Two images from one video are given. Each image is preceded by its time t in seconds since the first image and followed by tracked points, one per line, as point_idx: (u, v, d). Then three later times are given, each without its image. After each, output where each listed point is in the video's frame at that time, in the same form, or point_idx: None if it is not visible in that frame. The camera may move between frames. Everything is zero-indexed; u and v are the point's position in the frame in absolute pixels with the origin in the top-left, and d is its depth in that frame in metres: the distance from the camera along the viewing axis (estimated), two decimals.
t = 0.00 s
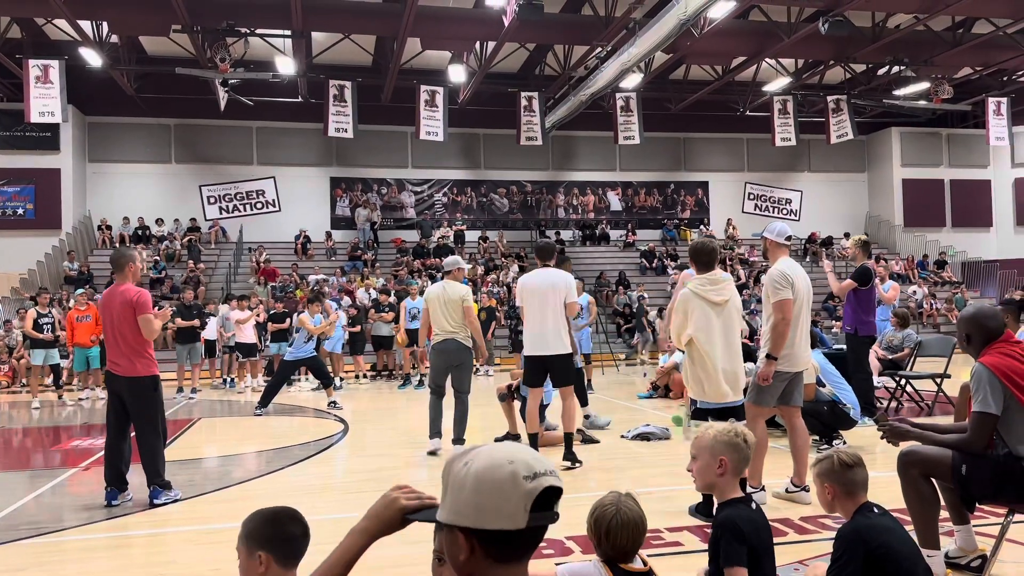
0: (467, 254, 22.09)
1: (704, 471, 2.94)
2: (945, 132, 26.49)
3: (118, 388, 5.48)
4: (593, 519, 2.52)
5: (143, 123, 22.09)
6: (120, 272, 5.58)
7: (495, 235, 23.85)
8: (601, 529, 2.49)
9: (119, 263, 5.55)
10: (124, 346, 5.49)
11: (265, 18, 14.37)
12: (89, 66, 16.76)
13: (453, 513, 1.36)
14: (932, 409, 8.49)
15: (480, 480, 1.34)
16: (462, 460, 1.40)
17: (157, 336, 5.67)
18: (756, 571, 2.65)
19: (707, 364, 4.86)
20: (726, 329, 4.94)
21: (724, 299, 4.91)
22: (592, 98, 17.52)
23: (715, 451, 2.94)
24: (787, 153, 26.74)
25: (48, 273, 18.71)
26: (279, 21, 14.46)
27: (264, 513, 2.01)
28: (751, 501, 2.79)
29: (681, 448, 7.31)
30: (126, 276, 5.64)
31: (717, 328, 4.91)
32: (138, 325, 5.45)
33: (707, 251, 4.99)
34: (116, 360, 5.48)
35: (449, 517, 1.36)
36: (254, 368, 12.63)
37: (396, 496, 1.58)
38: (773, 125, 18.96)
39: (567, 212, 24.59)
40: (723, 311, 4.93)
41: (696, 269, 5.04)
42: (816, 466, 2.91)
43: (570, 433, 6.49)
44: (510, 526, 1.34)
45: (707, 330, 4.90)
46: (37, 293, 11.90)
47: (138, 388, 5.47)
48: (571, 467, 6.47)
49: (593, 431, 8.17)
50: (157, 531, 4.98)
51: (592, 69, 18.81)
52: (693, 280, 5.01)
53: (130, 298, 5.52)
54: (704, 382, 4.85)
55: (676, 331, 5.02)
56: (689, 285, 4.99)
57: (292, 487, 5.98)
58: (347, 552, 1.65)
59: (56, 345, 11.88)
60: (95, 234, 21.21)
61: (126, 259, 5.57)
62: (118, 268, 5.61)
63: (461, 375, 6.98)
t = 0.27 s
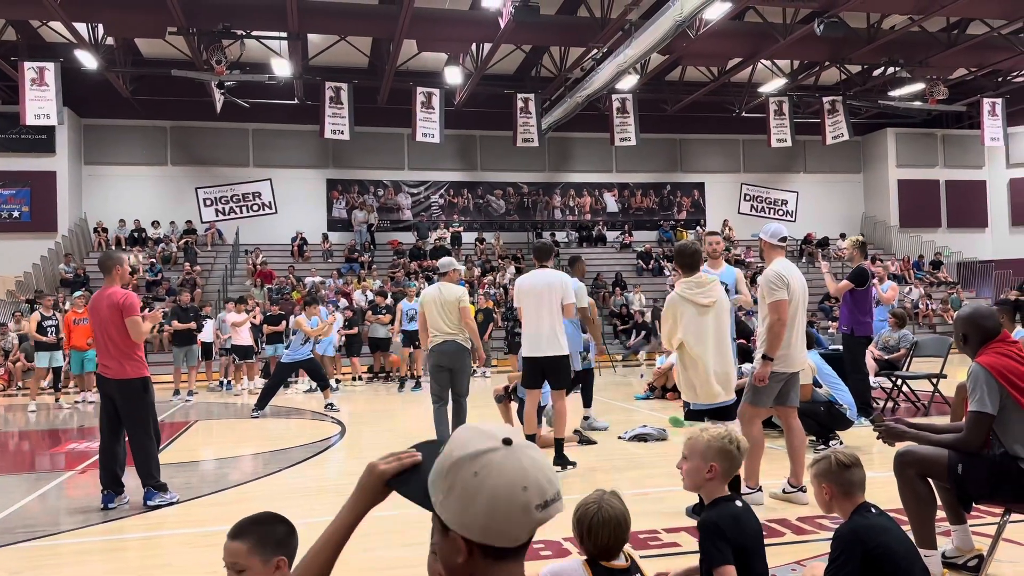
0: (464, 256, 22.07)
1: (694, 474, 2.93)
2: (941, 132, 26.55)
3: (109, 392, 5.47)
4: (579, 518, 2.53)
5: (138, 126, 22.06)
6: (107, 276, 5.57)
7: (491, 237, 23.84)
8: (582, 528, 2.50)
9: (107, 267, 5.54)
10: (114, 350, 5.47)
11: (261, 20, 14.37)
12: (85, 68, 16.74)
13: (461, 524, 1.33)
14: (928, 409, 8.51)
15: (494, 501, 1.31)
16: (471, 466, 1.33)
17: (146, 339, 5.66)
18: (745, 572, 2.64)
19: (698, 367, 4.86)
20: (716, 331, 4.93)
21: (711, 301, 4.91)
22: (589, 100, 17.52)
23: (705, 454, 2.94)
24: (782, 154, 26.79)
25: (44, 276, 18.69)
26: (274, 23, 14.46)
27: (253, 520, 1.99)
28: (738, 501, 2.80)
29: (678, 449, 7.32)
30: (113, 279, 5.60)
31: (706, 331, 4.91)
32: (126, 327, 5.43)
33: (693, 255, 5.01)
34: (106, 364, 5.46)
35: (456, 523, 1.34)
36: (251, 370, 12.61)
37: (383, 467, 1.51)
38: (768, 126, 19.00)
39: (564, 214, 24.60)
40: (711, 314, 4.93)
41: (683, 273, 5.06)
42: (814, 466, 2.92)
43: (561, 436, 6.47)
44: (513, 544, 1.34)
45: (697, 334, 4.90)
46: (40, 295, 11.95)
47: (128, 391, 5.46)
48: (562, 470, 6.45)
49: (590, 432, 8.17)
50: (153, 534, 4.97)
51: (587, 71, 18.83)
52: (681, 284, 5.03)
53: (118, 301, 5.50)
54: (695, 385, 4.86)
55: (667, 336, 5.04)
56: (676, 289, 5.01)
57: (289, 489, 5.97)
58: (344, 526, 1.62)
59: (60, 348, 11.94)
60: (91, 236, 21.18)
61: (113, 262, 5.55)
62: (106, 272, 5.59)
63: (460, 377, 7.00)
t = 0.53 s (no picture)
0: (461, 257, 22.07)
1: (689, 477, 2.91)
2: (938, 133, 26.59)
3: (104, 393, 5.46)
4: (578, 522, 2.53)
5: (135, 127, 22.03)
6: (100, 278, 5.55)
7: (489, 238, 23.84)
8: (585, 529, 2.50)
9: (99, 268, 5.52)
10: (108, 351, 5.46)
11: (257, 22, 14.35)
12: (82, 69, 16.71)
13: (469, 504, 1.27)
14: (926, 409, 8.52)
15: (505, 482, 1.26)
16: (482, 445, 1.26)
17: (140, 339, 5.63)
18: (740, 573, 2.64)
19: (693, 368, 4.87)
20: (712, 331, 4.94)
21: (707, 303, 4.91)
22: (586, 100, 17.50)
23: (699, 457, 2.92)
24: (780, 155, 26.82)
25: (41, 278, 18.69)
26: (271, 24, 14.44)
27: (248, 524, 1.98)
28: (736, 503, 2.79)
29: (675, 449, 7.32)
30: (106, 281, 5.61)
31: (702, 332, 4.91)
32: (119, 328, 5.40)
33: (690, 255, 5.01)
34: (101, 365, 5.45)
35: (463, 503, 1.27)
36: (248, 372, 12.60)
37: (369, 445, 1.39)
38: (766, 127, 19.02)
39: (562, 214, 24.60)
40: (707, 315, 4.92)
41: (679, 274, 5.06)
42: (812, 466, 2.93)
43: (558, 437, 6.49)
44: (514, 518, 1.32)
45: (693, 335, 4.90)
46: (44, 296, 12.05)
47: (123, 393, 5.45)
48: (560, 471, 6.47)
49: (588, 434, 8.17)
50: (150, 536, 4.96)
51: (584, 72, 18.84)
52: (677, 285, 5.03)
53: (109, 302, 5.47)
54: (691, 386, 4.87)
55: (663, 336, 5.05)
56: (672, 290, 5.01)
57: (286, 491, 5.96)
58: (334, 514, 1.45)
59: (63, 348, 12.00)
60: (88, 238, 21.14)
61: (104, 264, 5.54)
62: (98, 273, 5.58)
63: (461, 378, 7.00)
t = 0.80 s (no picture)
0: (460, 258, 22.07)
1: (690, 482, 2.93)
2: (936, 133, 26.62)
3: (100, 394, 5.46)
4: (576, 523, 2.53)
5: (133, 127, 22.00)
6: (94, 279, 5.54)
7: (487, 239, 23.84)
8: (585, 528, 2.50)
9: (94, 269, 5.51)
10: (104, 352, 5.45)
11: (255, 22, 14.35)
12: (80, 70, 16.69)
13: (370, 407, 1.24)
14: (924, 409, 8.53)
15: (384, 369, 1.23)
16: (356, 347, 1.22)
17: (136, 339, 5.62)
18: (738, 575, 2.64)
19: (692, 368, 4.88)
20: (713, 332, 4.93)
21: (709, 304, 4.90)
22: (584, 101, 17.50)
23: (699, 463, 2.94)
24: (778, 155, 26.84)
25: (39, 279, 18.72)
26: (269, 25, 14.44)
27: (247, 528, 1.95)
28: (736, 504, 2.79)
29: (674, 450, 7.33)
30: (101, 282, 5.60)
31: (702, 332, 4.92)
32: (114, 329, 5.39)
33: (695, 255, 5.00)
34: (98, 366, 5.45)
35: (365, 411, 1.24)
36: (246, 373, 12.59)
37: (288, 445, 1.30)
38: (764, 127, 19.03)
39: (560, 215, 24.59)
40: (708, 315, 4.92)
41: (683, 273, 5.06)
42: (811, 466, 2.93)
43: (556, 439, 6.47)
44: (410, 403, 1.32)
45: (693, 335, 4.91)
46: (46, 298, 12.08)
47: (120, 394, 5.45)
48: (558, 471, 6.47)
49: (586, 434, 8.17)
50: (148, 537, 4.95)
51: (582, 73, 18.85)
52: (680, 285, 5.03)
53: (105, 303, 5.46)
54: (689, 386, 4.88)
55: (663, 336, 5.07)
56: (675, 290, 5.02)
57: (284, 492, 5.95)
58: (292, 526, 1.32)
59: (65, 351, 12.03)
60: (86, 239, 21.12)
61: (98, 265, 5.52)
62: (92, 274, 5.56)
63: (465, 382, 6.89)
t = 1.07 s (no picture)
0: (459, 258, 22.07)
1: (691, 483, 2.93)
2: (935, 134, 26.62)
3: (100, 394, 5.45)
4: (574, 522, 2.53)
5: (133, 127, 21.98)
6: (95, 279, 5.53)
7: (487, 239, 23.85)
8: (582, 530, 2.49)
9: (93, 269, 5.49)
10: (103, 352, 5.45)
11: (255, 22, 14.34)
12: (79, 69, 16.68)
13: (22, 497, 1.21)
14: (923, 409, 8.54)
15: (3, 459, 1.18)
16: None
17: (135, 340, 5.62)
18: None
19: (693, 367, 4.88)
20: (716, 332, 4.92)
21: (713, 304, 4.89)
22: (584, 101, 17.48)
23: (701, 465, 2.94)
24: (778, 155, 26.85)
25: (38, 279, 18.89)
26: (269, 25, 14.42)
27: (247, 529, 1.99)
28: (737, 504, 2.79)
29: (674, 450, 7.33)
30: (100, 282, 5.59)
31: (705, 331, 4.91)
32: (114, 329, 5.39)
33: (702, 255, 4.99)
34: (97, 367, 5.44)
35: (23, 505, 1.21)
36: (246, 373, 12.58)
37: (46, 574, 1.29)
38: (764, 127, 19.04)
39: (559, 215, 24.61)
40: (712, 315, 4.91)
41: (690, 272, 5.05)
42: (811, 466, 2.93)
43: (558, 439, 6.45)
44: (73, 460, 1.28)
45: (695, 334, 4.91)
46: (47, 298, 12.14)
47: (120, 394, 5.45)
48: (558, 471, 6.47)
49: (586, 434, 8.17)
50: (147, 537, 4.95)
51: (582, 73, 18.85)
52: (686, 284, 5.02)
53: (104, 303, 5.46)
54: (689, 385, 4.88)
55: (666, 333, 5.07)
56: (680, 288, 5.01)
57: (283, 492, 5.95)
58: None
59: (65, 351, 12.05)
60: (86, 239, 21.11)
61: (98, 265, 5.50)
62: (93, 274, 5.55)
63: (471, 382, 6.87)
